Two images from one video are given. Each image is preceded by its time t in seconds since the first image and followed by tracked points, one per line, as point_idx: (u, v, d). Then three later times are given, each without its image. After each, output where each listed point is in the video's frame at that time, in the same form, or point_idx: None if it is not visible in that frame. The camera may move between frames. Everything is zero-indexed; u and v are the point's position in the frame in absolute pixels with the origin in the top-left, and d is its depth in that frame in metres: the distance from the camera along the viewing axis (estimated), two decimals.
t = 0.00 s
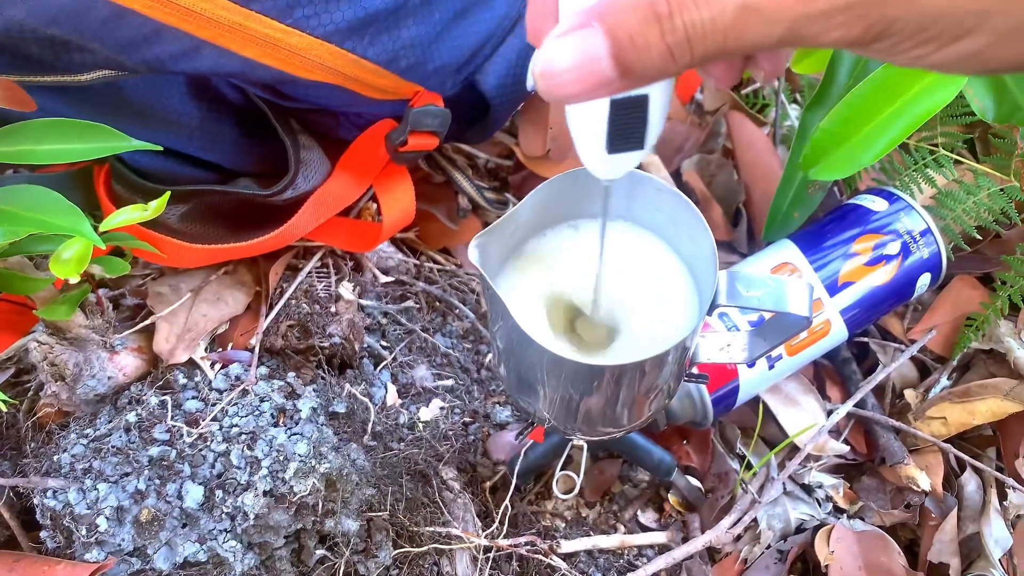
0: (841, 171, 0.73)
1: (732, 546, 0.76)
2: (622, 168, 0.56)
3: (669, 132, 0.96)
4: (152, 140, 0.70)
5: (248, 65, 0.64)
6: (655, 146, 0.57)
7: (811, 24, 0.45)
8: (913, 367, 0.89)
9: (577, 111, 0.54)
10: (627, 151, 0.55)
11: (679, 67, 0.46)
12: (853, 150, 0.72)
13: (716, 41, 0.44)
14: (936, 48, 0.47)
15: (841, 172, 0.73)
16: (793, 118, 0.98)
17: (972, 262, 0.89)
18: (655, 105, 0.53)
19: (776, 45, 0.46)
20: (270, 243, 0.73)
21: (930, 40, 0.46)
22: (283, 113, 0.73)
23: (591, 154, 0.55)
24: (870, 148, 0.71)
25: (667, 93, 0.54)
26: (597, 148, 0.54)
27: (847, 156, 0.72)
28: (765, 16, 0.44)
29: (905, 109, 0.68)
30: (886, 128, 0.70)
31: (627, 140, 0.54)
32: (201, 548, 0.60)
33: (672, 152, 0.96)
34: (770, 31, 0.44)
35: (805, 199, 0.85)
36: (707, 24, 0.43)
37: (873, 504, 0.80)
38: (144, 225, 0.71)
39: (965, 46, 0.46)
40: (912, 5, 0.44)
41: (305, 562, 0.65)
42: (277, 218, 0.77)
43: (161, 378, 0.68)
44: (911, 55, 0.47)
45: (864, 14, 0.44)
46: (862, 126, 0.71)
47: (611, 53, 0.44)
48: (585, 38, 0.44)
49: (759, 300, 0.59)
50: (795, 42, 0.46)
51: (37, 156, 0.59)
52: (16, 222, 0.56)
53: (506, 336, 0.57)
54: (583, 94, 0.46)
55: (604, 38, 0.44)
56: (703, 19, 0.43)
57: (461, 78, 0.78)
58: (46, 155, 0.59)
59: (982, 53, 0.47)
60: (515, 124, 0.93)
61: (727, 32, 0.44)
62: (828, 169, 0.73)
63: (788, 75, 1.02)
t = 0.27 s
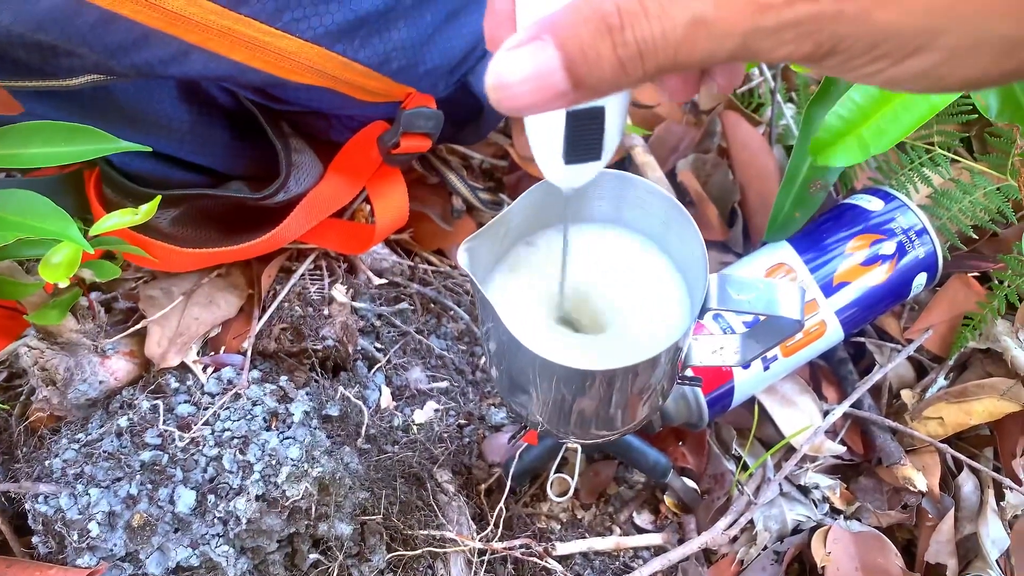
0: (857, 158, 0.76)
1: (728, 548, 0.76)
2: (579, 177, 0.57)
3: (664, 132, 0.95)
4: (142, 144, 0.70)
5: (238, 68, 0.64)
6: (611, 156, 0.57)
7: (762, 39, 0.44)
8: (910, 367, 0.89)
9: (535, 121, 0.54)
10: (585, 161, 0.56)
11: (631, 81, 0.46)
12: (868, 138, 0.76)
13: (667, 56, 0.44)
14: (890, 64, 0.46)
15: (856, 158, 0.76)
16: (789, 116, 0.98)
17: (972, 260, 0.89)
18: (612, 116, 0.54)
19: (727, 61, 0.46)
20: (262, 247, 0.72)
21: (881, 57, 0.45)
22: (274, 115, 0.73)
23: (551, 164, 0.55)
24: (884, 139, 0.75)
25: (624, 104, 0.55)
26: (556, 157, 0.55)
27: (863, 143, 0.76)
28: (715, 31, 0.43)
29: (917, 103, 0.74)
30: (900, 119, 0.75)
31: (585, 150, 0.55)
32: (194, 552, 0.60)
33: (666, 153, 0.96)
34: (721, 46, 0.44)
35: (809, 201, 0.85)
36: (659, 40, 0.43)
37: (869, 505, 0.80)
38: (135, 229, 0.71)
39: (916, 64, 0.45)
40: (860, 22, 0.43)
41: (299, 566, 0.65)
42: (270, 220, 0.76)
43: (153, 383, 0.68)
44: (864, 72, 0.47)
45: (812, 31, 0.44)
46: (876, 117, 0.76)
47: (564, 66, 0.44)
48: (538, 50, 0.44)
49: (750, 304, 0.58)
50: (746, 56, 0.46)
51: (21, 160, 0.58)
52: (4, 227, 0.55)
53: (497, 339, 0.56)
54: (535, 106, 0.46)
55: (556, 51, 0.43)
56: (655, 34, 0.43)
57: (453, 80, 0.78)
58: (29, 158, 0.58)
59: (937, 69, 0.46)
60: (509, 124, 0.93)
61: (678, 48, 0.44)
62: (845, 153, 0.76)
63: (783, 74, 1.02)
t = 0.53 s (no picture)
0: (852, 160, 0.74)
1: (731, 544, 0.76)
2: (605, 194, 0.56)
3: (666, 128, 0.95)
4: (144, 143, 0.70)
5: (239, 65, 0.63)
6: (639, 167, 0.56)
7: (781, 38, 0.44)
8: (912, 363, 0.89)
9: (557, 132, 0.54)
10: (612, 174, 0.55)
11: (648, 85, 0.46)
12: (865, 140, 0.73)
13: (683, 59, 0.44)
14: (908, 59, 0.46)
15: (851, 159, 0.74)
16: (791, 113, 0.98)
17: (972, 257, 0.88)
18: (636, 125, 0.54)
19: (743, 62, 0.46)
20: (264, 244, 0.72)
21: (901, 52, 0.46)
22: (276, 113, 0.73)
23: (576, 177, 0.55)
24: (882, 141, 0.73)
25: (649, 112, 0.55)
26: (581, 169, 0.54)
27: (860, 144, 0.74)
28: (732, 31, 0.43)
29: (914, 104, 0.71)
30: (897, 122, 0.72)
31: (610, 161, 0.54)
32: (197, 550, 0.60)
33: (667, 149, 0.96)
34: (738, 47, 0.44)
35: (809, 197, 0.85)
36: (675, 43, 0.43)
37: (871, 501, 0.79)
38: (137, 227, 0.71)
39: (935, 58, 0.46)
40: (878, 17, 0.44)
41: (302, 563, 0.65)
42: (272, 218, 0.76)
43: (156, 380, 0.68)
44: (883, 68, 0.47)
45: (832, 27, 0.44)
46: (874, 119, 0.73)
47: (581, 71, 0.43)
48: (554, 56, 0.43)
49: (754, 300, 0.58)
50: (764, 58, 0.46)
51: (26, 158, 0.58)
52: (6, 224, 0.55)
53: (500, 336, 0.56)
54: (552, 112, 0.45)
55: (573, 56, 0.43)
56: (671, 38, 0.43)
57: (455, 76, 0.78)
58: (33, 155, 0.58)
59: (952, 63, 0.46)
60: (511, 121, 0.93)
61: (694, 50, 0.44)
62: (840, 155, 0.74)
63: (786, 70, 1.02)
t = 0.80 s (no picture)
0: (889, 159, 0.74)
1: (731, 543, 0.76)
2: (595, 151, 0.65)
3: (667, 127, 0.95)
4: (145, 141, 0.70)
5: (240, 64, 0.63)
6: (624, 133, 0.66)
7: (766, 18, 0.45)
8: (913, 362, 0.88)
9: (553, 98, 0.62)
10: (599, 135, 0.64)
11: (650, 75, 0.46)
12: (902, 136, 0.72)
13: (673, 35, 0.45)
14: (886, 44, 0.45)
15: (889, 158, 0.74)
16: (792, 112, 0.98)
17: (973, 256, 0.88)
18: (625, 90, 0.61)
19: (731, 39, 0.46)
20: (265, 242, 0.72)
21: (879, 37, 0.45)
22: (276, 111, 0.73)
23: (569, 137, 0.63)
24: (920, 140, 0.72)
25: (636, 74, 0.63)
26: (572, 132, 0.63)
27: (897, 144, 0.73)
28: (720, 9, 0.44)
29: (952, 102, 0.71)
30: (935, 121, 0.71)
31: (601, 125, 0.63)
32: (198, 549, 0.60)
33: (668, 148, 0.96)
34: (724, 25, 0.45)
35: (819, 198, 0.83)
36: (665, 19, 0.45)
37: (872, 501, 0.80)
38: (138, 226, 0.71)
39: (911, 45, 0.45)
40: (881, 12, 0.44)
41: (303, 562, 0.65)
42: (273, 216, 0.76)
43: (157, 378, 0.68)
44: (863, 52, 0.46)
45: (814, 11, 0.44)
46: (913, 117, 0.72)
47: (574, 43, 0.46)
48: (550, 27, 0.46)
49: (755, 298, 0.58)
50: (751, 35, 0.46)
51: (28, 157, 0.58)
52: (7, 223, 0.55)
53: (502, 334, 0.56)
54: (549, 81, 0.48)
55: (568, 29, 0.46)
56: (661, 13, 0.44)
57: (456, 75, 0.78)
58: (35, 155, 0.58)
59: (932, 50, 0.45)
60: (511, 120, 0.93)
61: (684, 27, 0.45)
62: (878, 155, 0.73)
63: (787, 69, 1.02)
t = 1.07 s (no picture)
0: (885, 153, 0.73)
1: (733, 543, 0.76)
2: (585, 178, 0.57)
3: (668, 127, 0.95)
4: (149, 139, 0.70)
5: (243, 62, 0.64)
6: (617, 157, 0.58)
7: (761, 22, 0.45)
8: (914, 362, 0.89)
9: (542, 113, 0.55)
10: (590, 156, 0.56)
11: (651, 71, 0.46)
12: (898, 128, 0.72)
13: (666, 41, 0.45)
14: (885, 49, 0.46)
15: (884, 153, 0.73)
16: (793, 112, 0.98)
17: (975, 256, 0.88)
18: (617, 108, 0.55)
19: (726, 45, 0.46)
20: (268, 241, 0.72)
21: (877, 41, 0.46)
22: (279, 110, 0.73)
23: (555, 159, 0.56)
24: (916, 135, 0.72)
25: (630, 91, 0.56)
26: (559, 151, 0.56)
27: (893, 138, 0.73)
28: (714, 15, 0.44)
29: (949, 98, 0.71)
30: (932, 116, 0.72)
31: (590, 144, 0.56)
32: (201, 547, 0.60)
33: (670, 148, 0.96)
34: (718, 29, 0.45)
35: (820, 198, 0.83)
36: (659, 25, 0.44)
37: (873, 500, 0.80)
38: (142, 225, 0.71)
39: (911, 48, 0.46)
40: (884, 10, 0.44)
41: (305, 561, 0.65)
42: (275, 215, 0.76)
43: (159, 377, 0.68)
44: (862, 56, 0.47)
45: (808, 15, 0.44)
46: (909, 113, 0.72)
47: (566, 50, 0.46)
48: (541, 34, 0.46)
49: (758, 297, 0.58)
50: (747, 41, 0.46)
51: (31, 155, 0.58)
52: (9, 222, 0.55)
53: (504, 333, 0.56)
54: (540, 89, 0.48)
55: (559, 35, 0.45)
56: (654, 19, 0.44)
57: (459, 74, 0.78)
58: (38, 154, 0.59)
59: (932, 53, 0.46)
60: (513, 120, 0.93)
61: (677, 33, 0.45)
62: (874, 148, 0.73)
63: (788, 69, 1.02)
